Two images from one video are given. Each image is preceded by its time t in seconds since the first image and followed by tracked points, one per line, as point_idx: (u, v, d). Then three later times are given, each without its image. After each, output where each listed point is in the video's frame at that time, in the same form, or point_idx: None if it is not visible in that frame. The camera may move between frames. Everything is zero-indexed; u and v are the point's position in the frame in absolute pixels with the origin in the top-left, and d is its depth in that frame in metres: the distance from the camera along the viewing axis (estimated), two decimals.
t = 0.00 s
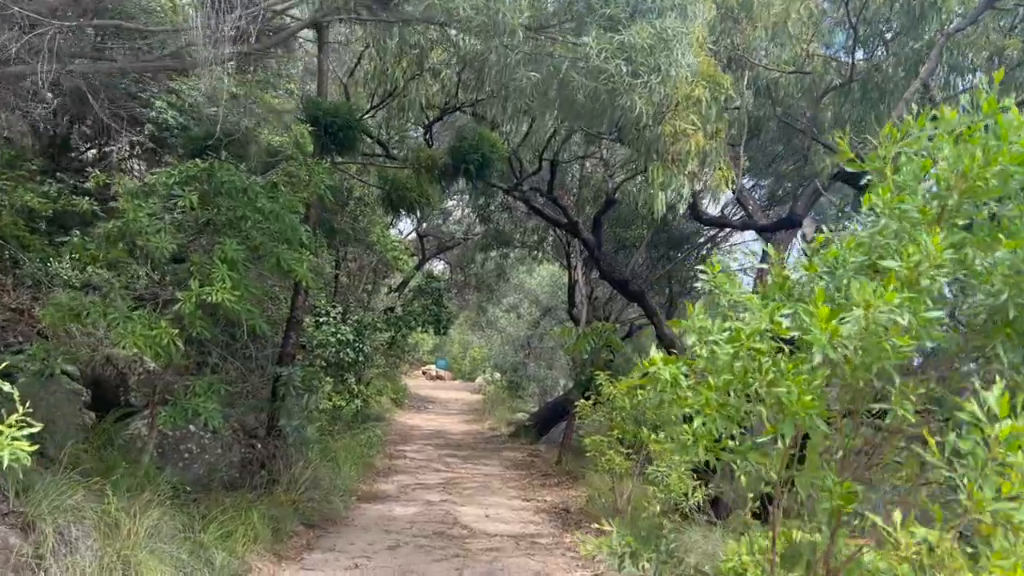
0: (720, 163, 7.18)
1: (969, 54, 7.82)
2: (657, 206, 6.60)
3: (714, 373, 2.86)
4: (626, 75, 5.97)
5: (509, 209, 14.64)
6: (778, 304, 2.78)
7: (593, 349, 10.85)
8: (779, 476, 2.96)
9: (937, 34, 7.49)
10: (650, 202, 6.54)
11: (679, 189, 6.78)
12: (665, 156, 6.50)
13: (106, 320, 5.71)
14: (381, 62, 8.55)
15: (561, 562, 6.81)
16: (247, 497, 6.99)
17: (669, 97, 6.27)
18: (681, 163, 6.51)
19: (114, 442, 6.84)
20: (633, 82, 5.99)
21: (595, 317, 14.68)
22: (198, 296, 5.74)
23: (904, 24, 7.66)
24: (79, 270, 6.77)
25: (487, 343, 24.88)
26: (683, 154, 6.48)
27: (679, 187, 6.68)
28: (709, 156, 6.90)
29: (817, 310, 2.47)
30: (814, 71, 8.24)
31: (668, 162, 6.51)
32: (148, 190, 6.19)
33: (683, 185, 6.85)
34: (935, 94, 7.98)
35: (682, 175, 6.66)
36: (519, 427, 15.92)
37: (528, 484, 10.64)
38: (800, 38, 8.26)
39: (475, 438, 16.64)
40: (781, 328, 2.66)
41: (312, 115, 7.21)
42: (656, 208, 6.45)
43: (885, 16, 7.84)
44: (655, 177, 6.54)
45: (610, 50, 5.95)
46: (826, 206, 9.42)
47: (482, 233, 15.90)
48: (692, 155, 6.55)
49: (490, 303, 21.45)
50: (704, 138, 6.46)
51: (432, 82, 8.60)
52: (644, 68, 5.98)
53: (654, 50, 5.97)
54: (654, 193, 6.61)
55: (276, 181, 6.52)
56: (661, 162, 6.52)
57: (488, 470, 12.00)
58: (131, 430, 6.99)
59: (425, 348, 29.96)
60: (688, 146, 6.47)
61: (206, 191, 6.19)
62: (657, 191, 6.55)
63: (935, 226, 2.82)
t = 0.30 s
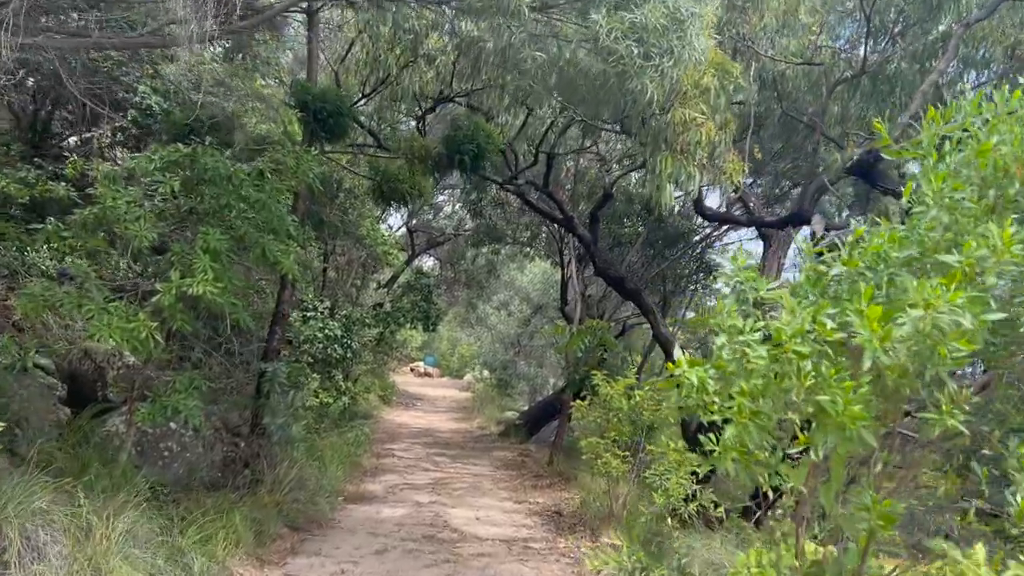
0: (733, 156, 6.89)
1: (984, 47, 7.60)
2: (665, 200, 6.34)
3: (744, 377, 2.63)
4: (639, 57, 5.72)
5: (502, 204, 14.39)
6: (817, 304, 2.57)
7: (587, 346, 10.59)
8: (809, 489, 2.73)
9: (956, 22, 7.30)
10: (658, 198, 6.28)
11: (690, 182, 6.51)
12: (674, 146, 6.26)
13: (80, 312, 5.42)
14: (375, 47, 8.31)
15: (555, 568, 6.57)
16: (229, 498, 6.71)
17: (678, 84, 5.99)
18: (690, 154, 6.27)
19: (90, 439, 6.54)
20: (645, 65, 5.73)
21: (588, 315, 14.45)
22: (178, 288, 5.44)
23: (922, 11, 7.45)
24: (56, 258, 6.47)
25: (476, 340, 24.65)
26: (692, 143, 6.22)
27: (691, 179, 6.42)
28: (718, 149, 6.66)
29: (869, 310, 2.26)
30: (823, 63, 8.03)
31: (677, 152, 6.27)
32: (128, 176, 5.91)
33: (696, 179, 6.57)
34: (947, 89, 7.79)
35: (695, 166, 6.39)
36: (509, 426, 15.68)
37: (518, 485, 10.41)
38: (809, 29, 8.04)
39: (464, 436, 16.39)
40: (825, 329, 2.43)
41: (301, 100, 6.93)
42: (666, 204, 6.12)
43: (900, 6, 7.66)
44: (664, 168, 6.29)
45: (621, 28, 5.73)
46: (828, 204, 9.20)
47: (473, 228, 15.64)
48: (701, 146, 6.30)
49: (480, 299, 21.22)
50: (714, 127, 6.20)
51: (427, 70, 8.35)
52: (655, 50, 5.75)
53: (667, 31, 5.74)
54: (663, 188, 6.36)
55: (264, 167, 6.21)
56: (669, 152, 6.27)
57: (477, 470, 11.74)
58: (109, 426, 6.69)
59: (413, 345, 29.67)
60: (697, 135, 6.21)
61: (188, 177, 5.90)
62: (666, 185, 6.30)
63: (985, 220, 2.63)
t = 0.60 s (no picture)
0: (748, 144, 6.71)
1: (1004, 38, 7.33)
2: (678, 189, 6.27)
3: (779, 375, 2.50)
4: (653, 33, 5.95)
5: (501, 202, 14.14)
6: (857, 297, 2.49)
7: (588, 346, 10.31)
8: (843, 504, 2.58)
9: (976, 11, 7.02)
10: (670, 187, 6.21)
11: (703, 169, 6.41)
12: (687, 132, 6.16)
13: (58, 305, 5.16)
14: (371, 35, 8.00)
15: None
16: (216, 502, 6.44)
17: (689, 66, 6.10)
18: (702, 140, 6.17)
19: (71, 439, 6.28)
20: (657, 41, 5.95)
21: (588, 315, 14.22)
22: (162, 280, 5.18)
23: None
24: (37, 251, 6.21)
25: (474, 341, 24.42)
26: (706, 128, 6.08)
27: (707, 166, 6.32)
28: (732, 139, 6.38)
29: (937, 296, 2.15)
30: (835, 54, 7.79)
31: (689, 137, 6.17)
32: (112, 163, 5.66)
33: (708, 167, 6.45)
34: (965, 80, 7.53)
35: (710, 152, 6.27)
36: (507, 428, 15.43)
37: (517, 488, 10.15)
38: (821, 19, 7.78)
39: (462, 438, 16.14)
40: (877, 319, 2.36)
41: (294, 87, 6.67)
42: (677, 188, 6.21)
43: None
44: (677, 154, 6.20)
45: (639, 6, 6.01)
46: (838, 201, 8.92)
47: (472, 226, 15.39)
48: (715, 131, 6.16)
49: (478, 299, 21.01)
50: (730, 110, 6.06)
51: (425, 58, 8.07)
52: (669, 28, 5.93)
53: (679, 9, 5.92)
54: (676, 176, 6.27)
55: (253, 155, 5.92)
56: (681, 137, 6.19)
57: (475, 472, 11.49)
58: (91, 427, 6.42)
59: (410, 346, 29.41)
60: (711, 120, 6.08)
61: (174, 166, 5.66)
62: (678, 172, 6.21)
63: None
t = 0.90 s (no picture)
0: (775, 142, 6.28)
1: None
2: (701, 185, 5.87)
3: (848, 380, 2.49)
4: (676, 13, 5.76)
5: (505, 205, 13.85)
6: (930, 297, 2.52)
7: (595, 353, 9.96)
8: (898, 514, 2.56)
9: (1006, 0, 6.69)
10: (692, 181, 5.82)
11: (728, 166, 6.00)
12: (708, 122, 5.80)
13: (39, 308, 4.86)
14: (372, 29, 7.57)
15: None
16: (208, 516, 6.15)
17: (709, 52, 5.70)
18: (723, 131, 5.79)
19: (57, 450, 5.97)
20: (679, 22, 5.78)
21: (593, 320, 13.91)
22: (150, 282, 4.89)
23: None
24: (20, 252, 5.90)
25: (476, 346, 24.11)
26: (728, 118, 5.71)
27: (732, 161, 5.88)
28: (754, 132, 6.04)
29: None
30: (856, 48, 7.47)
31: (711, 128, 5.80)
32: (98, 159, 5.36)
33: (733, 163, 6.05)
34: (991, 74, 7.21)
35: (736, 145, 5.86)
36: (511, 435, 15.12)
37: (522, 498, 9.84)
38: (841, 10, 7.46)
39: (464, 445, 15.83)
40: (967, 322, 2.39)
41: (290, 81, 6.38)
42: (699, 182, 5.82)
43: None
44: (698, 146, 5.79)
45: None
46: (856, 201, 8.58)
47: (475, 229, 15.07)
48: (738, 123, 5.76)
49: (480, 304, 20.69)
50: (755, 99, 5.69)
51: (426, 52, 7.66)
52: (693, 10, 5.74)
53: None
54: (698, 171, 5.87)
55: (246, 151, 5.62)
56: (703, 128, 5.80)
57: (479, 481, 11.18)
58: (77, 438, 6.11)
59: (412, 351, 29.10)
60: (734, 109, 5.68)
61: (162, 163, 5.36)
62: (700, 166, 5.83)
63: None
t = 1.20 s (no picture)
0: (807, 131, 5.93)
1: None
2: (733, 179, 5.33)
3: (966, 390, 2.24)
4: None
5: (510, 208, 13.57)
6: None
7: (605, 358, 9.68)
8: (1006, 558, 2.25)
9: None
10: (724, 175, 5.29)
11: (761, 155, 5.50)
12: (740, 110, 5.24)
13: (23, 313, 4.56)
14: (376, 24, 7.40)
15: None
16: (205, 532, 5.86)
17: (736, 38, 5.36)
18: (755, 120, 5.31)
19: (46, 463, 5.66)
20: None
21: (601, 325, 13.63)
22: (141, 284, 4.59)
23: None
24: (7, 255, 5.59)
25: (480, 352, 23.81)
26: (762, 106, 5.22)
27: (765, 150, 5.40)
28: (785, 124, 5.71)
29: None
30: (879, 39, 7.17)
31: (743, 116, 5.28)
32: (88, 157, 5.07)
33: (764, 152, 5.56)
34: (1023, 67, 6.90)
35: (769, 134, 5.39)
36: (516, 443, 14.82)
37: (530, 509, 9.55)
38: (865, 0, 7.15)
39: (468, 453, 15.52)
40: None
41: (290, 73, 6.14)
42: (732, 176, 5.29)
43: None
44: (730, 137, 5.25)
45: None
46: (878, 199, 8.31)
47: (478, 233, 14.79)
48: (772, 111, 5.29)
49: (484, 309, 20.42)
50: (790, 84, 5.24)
51: (433, 45, 7.47)
52: None
53: None
54: (729, 164, 5.31)
55: (245, 145, 5.31)
56: (735, 117, 5.26)
57: (485, 491, 10.87)
58: (67, 450, 5.80)
59: (414, 358, 28.84)
60: (768, 97, 5.20)
61: (156, 159, 5.08)
62: (732, 159, 5.30)
63: None
